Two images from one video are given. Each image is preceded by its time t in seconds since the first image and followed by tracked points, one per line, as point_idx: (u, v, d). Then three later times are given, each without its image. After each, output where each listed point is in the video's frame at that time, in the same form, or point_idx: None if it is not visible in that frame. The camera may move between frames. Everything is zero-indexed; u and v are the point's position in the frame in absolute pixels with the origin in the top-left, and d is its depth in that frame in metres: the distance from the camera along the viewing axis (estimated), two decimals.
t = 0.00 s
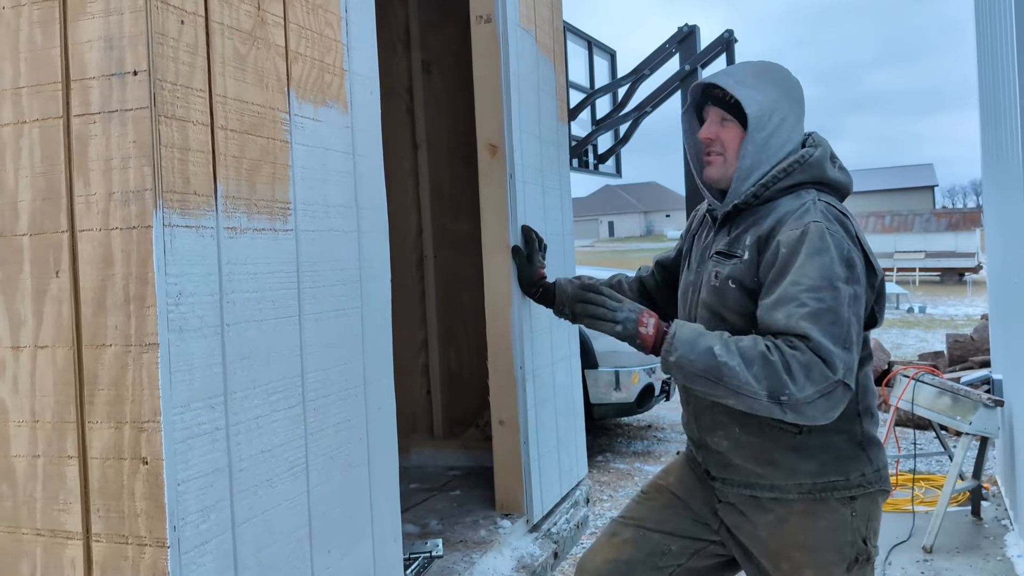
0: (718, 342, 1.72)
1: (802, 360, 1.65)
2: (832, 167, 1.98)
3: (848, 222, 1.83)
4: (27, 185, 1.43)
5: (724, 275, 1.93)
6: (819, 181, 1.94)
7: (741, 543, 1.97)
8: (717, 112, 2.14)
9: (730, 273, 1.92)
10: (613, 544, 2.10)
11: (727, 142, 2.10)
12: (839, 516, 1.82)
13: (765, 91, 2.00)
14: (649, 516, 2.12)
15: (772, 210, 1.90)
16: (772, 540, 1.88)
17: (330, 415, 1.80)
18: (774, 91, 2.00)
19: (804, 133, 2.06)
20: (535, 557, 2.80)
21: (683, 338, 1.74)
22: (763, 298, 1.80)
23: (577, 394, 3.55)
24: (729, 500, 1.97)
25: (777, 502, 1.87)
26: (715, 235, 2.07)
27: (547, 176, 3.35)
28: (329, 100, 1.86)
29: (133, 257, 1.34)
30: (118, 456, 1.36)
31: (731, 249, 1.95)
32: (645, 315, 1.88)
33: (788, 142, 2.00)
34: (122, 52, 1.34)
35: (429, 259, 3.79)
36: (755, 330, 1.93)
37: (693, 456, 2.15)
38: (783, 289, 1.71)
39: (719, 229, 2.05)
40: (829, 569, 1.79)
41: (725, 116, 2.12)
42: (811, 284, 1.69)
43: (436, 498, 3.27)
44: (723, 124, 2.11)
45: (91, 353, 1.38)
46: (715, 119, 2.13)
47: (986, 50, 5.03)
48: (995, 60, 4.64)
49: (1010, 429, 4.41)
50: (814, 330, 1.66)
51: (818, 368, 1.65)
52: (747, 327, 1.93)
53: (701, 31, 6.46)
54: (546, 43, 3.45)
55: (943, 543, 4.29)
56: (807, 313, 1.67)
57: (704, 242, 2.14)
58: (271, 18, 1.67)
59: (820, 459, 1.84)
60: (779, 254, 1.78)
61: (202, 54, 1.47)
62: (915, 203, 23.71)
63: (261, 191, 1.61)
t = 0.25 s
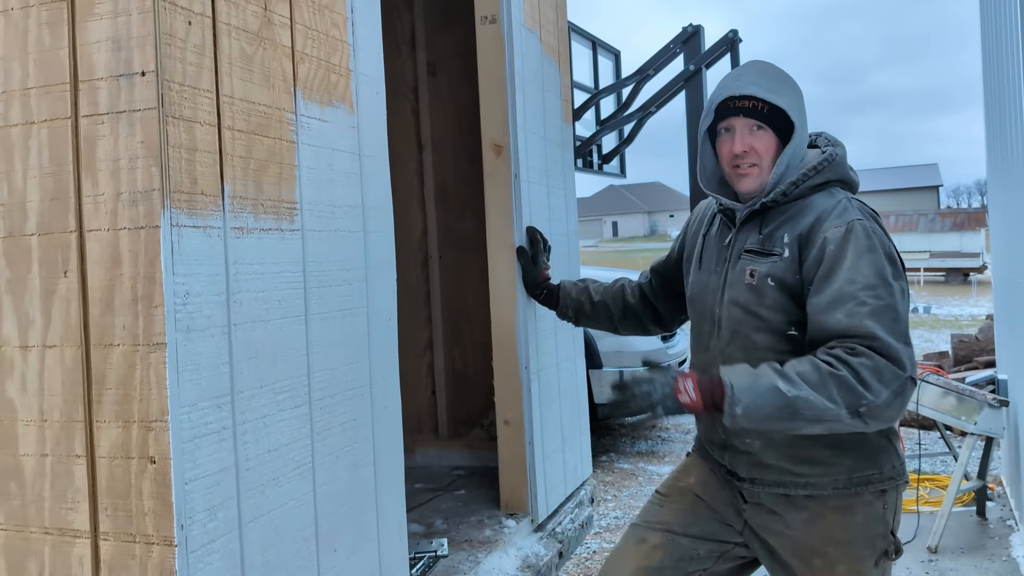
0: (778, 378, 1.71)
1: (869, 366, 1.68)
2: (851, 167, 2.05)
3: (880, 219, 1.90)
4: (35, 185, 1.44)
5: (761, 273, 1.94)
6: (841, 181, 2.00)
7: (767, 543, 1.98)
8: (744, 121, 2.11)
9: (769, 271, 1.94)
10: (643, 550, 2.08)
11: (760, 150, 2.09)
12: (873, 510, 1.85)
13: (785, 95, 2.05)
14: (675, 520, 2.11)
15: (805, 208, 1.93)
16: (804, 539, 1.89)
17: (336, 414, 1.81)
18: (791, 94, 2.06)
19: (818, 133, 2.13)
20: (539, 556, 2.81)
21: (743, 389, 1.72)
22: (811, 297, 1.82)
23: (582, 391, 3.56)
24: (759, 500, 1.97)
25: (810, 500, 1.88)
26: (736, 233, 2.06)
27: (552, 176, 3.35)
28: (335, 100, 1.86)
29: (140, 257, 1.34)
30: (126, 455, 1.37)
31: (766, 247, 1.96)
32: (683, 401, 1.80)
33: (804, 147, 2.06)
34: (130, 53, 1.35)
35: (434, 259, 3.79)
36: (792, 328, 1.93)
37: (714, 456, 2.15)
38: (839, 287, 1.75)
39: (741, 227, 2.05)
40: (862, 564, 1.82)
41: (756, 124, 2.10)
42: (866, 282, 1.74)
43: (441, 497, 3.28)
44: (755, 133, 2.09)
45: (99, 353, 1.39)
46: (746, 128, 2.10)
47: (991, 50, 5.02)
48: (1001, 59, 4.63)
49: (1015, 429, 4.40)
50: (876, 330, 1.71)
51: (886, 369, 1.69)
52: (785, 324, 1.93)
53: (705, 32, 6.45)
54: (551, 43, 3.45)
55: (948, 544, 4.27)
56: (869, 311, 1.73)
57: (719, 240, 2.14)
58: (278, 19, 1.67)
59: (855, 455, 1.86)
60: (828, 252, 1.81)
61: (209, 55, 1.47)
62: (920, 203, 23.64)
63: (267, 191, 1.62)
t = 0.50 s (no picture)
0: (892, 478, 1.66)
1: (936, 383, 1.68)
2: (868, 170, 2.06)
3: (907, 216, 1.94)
4: (41, 186, 1.44)
5: (797, 271, 1.93)
6: (864, 186, 2.00)
7: (793, 545, 1.98)
8: (765, 120, 2.11)
9: (805, 270, 1.92)
10: (680, 564, 2.03)
11: (781, 149, 2.09)
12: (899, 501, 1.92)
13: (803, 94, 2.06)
14: (705, 529, 2.07)
15: (838, 207, 1.93)
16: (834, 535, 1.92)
17: (341, 414, 1.81)
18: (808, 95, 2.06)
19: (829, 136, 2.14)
20: (543, 556, 2.81)
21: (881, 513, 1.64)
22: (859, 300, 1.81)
23: (585, 391, 3.57)
24: (787, 499, 1.97)
25: (842, 495, 1.91)
26: (759, 230, 2.03)
27: (556, 177, 3.35)
28: (340, 101, 1.87)
29: (146, 258, 1.35)
30: (132, 455, 1.37)
31: (801, 245, 1.93)
32: None
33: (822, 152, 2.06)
34: (137, 54, 1.36)
35: (438, 260, 3.80)
36: (827, 326, 1.91)
37: (732, 457, 2.12)
38: (889, 289, 1.76)
39: (764, 224, 2.02)
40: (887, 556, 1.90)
41: (777, 123, 2.10)
42: (915, 283, 1.76)
43: (445, 497, 3.28)
44: (775, 131, 2.10)
45: (106, 352, 1.39)
46: (767, 126, 2.10)
47: (996, 49, 5.01)
48: (1005, 60, 4.62)
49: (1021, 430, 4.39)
50: (935, 332, 1.71)
51: (952, 380, 1.69)
52: (820, 322, 1.91)
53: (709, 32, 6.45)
54: (555, 44, 3.45)
55: (952, 544, 4.27)
56: (920, 312, 1.73)
57: (734, 236, 2.11)
58: (283, 20, 1.68)
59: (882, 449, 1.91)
60: (871, 252, 1.81)
61: (215, 56, 1.48)
62: (924, 203, 23.58)
63: (272, 192, 1.62)
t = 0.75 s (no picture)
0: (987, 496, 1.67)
1: (975, 381, 1.71)
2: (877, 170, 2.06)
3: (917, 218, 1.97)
4: (46, 186, 1.45)
5: (813, 272, 1.93)
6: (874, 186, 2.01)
7: (801, 546, 1.98)
8: (774, 127, 2.10)
9: (821, 271, 1.92)
10: (691, 568, 1.99)
11: (792, 155, 2.08)
12: (904, 502, 1.92)
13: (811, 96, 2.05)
14: (716, 532, 2.04)
15: (853, 207, 1.94)
16: (842, 536, 1.91)
17: (345, 414, 1.82)
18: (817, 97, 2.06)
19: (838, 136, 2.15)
20: (546, 556, 2.81)
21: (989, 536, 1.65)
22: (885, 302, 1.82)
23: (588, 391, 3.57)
24: (795, 501, 1.96)
25: (852, 495, 1.91)
26: (771, 230, 2.03)
27: (559, 177, 3.35)
28: (343, 101, 1.87)
29: (151, 258, 1.35)
30: (136, 455, 1.38)
31: (815, 246, 1.94)
32: None
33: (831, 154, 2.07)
34: (141, 55, 1.36)
35: (441, 260, 3.80)
36: (840, 327, 1.92)
37: (739, 458, 2.11)
38: (915, 292, 1.77)
39: (775, 225, 2.03)
40: (894, 557, 1.90)
41: (786, 129, 2.09)
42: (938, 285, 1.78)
43: (448, 497, 3.28)
44: (786, 138, 2.08)
45: (111, 352, 1.40)
46: (777, 133, 2.08)
47: (999, 49, 5.00)
48: (1009, 59, 4.62)
49: None
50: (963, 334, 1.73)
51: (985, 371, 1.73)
52: (833, 322, 1.92)
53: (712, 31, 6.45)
54: (558, 44, 3.45)
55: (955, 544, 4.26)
56: (947, 313, 1.75)
57: (743, 236, 2.11)
58: (287, 20, 1.68)
59: (890, 449, 1.91)
60: (892, 253, 1.82)
61: (219, 57, 1.48)
62: (927, 203, 23.54)
63: (276, 192, 1.62)
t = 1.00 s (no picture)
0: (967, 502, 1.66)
1: (972, 387, 1.71)
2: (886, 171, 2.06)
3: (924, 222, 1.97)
4: (48, 187, 1.45)
5: (820, 274, 1.93)
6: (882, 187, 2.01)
7: (805, 547, 1.98)
8: (783, 129, 2.09)
9: (828, 272, 1.92)
10: (694, 569, 1.98)
11: (800, 157, 2.07)
12: (906, 504, 1.92)
13: (820, 96, 2.04)
14: (718, 533, 2.04)
15: (862, 209, 1.94)
16: (843, 537, 1.91)
17: (346, 415, 1.81)
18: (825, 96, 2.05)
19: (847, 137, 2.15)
20: (548, 557, 2.80)
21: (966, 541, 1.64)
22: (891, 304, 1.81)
23: (590, 392, 3.57)
24: (797, 501, 1.97)
25: (853, 497, 1.91)
26: (778, 231, 2.03)
27: (560, 178, 3.36)
28: (345, 102, 1.87)
29: (153, 259, 1.35)
30: (138, 455, 1.38)
31: (822, 247, 1.94)
32: None
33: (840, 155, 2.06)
34: (143, 56, 1.36)
35: (443, 261, 3.80)
36: (845, 328, 1.92)
37: (741, 458, 2.11)
38: (920, 295, 1.76)
39: (783, 225, 2.03)
40: (897, 558, 1.90)
41: (794, 131, 2.08)
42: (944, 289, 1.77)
43: (449, 498, 3.28)
44: (794, 140, 2.08)
45: (113, 353, 1.40)
46: (785, 136, 2.08)
47: (1002, 49, 4.99)
48: (1011, 60, 4.61)
49: None
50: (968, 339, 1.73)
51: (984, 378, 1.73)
52: (838, 324, 1.92)
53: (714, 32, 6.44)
54: (560, 45, 3.45)
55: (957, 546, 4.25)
56: (952, 317, 1.74)
57: (751, 237, 2.11)
58: (288, 21, 1.68)
59: (893, 451, 1.91)
60: (898, 255, 1.81)
61: (221, 58, 1.48)
62: (929, 203, 23.52)
63: (278, 193, 1.62)
